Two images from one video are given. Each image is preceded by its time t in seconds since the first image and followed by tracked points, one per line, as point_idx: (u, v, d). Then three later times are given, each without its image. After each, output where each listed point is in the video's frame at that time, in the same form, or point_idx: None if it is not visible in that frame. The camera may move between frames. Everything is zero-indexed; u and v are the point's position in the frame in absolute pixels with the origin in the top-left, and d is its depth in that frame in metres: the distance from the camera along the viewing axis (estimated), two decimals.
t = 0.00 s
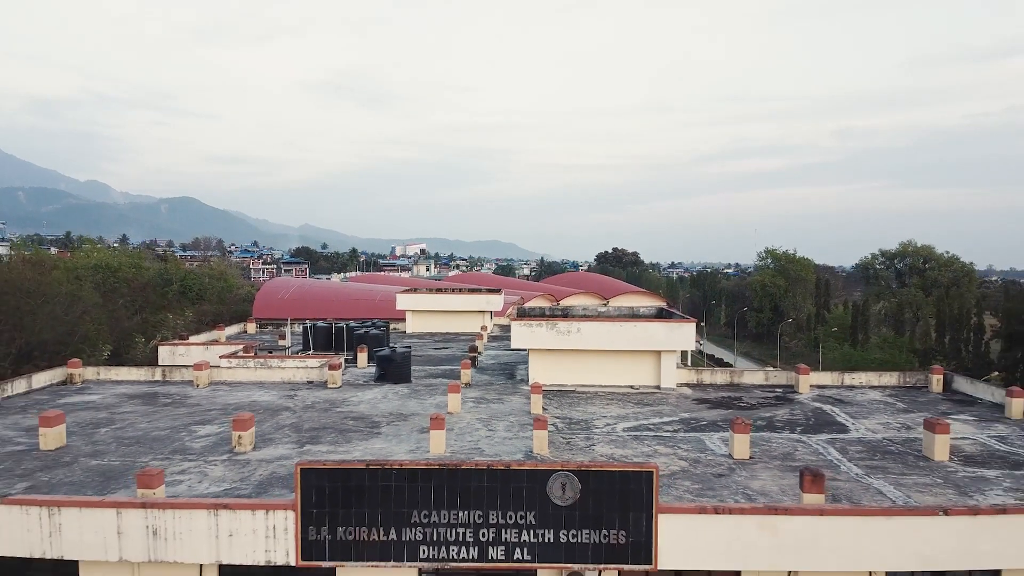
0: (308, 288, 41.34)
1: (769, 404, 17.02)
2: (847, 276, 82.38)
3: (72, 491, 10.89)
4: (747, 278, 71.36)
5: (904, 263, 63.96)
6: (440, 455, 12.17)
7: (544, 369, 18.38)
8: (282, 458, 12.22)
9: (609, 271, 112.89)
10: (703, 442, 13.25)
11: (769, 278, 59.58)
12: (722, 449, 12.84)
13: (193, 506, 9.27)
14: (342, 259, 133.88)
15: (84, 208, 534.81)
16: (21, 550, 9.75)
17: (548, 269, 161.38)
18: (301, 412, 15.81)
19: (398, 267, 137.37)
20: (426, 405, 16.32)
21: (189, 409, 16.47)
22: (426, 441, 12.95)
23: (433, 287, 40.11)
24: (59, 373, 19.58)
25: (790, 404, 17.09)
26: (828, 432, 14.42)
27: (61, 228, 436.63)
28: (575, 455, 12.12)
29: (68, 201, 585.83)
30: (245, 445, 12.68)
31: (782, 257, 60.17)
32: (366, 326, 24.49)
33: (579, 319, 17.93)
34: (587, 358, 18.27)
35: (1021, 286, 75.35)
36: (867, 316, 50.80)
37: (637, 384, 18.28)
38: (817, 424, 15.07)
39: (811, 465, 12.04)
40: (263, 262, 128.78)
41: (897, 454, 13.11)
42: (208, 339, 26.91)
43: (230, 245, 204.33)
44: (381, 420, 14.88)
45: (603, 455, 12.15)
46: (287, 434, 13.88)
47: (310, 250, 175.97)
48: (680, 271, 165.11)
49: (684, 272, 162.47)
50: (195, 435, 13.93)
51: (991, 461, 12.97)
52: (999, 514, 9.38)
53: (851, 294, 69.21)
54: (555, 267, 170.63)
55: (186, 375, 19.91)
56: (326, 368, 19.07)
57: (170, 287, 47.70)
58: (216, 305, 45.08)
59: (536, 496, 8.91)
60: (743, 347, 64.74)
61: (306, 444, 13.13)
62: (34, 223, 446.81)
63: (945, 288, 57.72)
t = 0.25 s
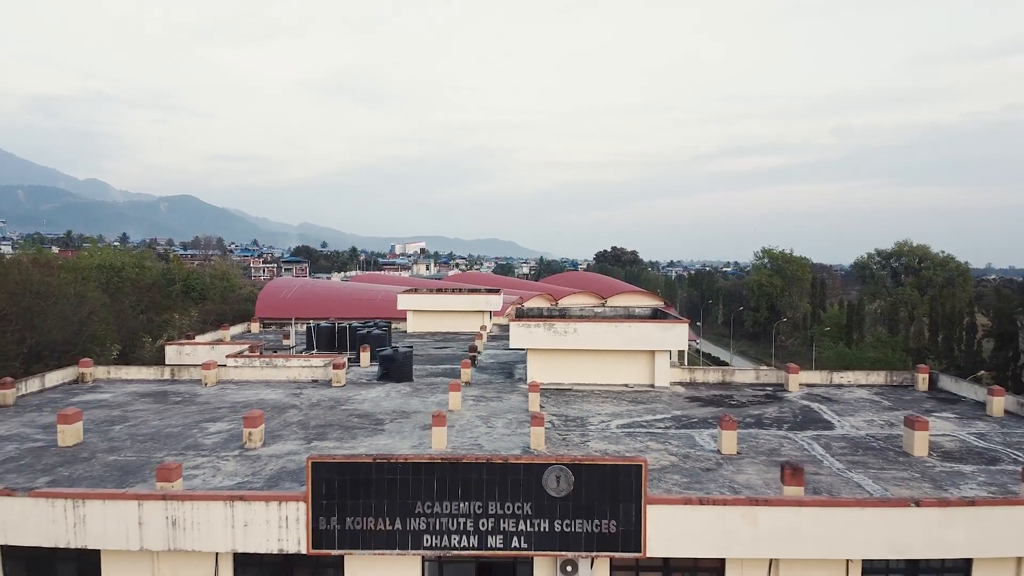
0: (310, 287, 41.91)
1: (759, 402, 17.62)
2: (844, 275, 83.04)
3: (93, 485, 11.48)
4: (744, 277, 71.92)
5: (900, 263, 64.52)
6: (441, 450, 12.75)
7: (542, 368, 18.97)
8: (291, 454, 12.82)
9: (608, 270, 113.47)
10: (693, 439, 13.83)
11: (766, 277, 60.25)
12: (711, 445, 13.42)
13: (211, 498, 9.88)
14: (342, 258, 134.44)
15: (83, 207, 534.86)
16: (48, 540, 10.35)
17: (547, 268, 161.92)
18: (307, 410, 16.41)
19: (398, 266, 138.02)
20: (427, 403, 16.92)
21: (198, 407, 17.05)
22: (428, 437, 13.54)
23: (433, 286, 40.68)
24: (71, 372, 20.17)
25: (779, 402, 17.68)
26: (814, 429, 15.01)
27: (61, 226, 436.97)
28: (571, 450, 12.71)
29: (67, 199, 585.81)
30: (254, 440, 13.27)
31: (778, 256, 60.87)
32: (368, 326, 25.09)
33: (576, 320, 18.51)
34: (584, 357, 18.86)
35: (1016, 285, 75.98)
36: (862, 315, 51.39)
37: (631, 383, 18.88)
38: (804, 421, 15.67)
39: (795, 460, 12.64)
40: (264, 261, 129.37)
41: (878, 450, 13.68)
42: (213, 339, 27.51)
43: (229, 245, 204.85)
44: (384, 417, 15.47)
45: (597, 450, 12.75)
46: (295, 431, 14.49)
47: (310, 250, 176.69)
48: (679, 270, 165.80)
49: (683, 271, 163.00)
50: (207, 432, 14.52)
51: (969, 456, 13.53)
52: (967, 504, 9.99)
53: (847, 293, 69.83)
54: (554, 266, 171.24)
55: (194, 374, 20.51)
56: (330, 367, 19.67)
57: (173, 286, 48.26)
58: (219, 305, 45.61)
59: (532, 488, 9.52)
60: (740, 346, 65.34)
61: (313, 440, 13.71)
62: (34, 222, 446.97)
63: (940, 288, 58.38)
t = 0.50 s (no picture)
0: (312, 285, 42.46)
1: (749, 397, 18.21)
2: (841, 272, 83.64)
3: (112, 476, 12.06)
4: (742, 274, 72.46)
5: (896, 260, 65.05)
6: (443, 443, 13.32)
7: (540, 365, 19.56)
8: (299, 447, 13.42)
9: (607, 266, 114.08)
10: (683, 432, 14.43)
11: (763, 274, 60.89)
12: (701, 439, 14.02)
13: (225, 488, 10.47)
14: (342, 255, 134.92)
15: (83, 203, 535.05)
16: (71, 529, 10.93)
17: (547, 264, 162.40)
18: (313, 405, 17.01)
19: (398, 262, 138.56)
20: (429, 399, 17.51)
21: (207, 403, 17.66)
22: (430, 431, 14.14)
23: (434, 284, 41.26)
24: (82, 369, 20.77)
25: (769, 397, 18.28)
26: (801, 423, 15.60)
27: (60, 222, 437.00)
28: (567, 443, 13.30)
29: (67, 195, 585.74)
30: (264, 434, 13.87)
31: (775, 254, 61.56)
32: (370, 324, 25.67)
33: (573, 318, 19.09)
34: (580, 354, 19.44)
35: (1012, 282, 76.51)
36: (858, 312, 51.95)
37: (627, 379, 19.48)
38: (792, 416, 16.27)
39: (780, 452, 13.25)
40: (264, 257, 129.86)
41: (861, 443, 14.27)
42: (219, 336, 28.10)
43: (230, 241, 205.35)
44: (387, 412, 16.06)
45: (592, 443, 13.34)
46: (302, 425, 15.08)
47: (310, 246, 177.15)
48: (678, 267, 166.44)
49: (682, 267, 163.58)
50: (217, 426, 15.12)
51: (947, 449, 14.11)
52: (939, 494, 10.60)
53: (844, 290, 70.40)
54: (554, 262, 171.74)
55: (202, 370, 21.11)
56: (335, 363, 20.27)
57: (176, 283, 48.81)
58: (222, 302, 46.18)
59: (529, 478, 10.15)
60: (737, 342, 65.96)
61: (320, 434, 14.31)
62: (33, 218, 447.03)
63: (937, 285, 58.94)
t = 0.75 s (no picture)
0: (314, 281, 43.03)
1: (740, 392, 18.81)
2: (838, 269, 84.45)
3: (130, 467, 12.67)
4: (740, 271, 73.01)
5: (892, 256, 65.62)
6: (444, 437, 13.88)
7: (538, 361, 20.15)
8: (307, 439, 14.03)
9: (606, 262, 114.59)
10: (675, 426, 15.04)
11: (760, 271, 61.82)
12: (691, 432, 14.63)
13: (239, 479, 11.08)
14: (342, 250, 135.47)
15: (82, 198, 535.01)
16: (93, 517, 11.53)
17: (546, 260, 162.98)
18: (319, 400, 17.61)
19: (398, 258, 139.19)
20: (431, 394, 18.12)
21: (216, 398, 18.26)
22: (432, 425, 14.74)
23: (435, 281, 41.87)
24: (92, 365, 21.35)
25: (759, 392, 18.88)
26: (789, 418, 16.20)
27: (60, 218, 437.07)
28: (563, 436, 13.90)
29: (66, 191, 585.38)
30: (272, 428, 14.47)
31: (772, 251, 62.54)
32: (373, 321, 26.25)
33: (570, 316, 19.67)
34: (577, 351, 20.03)
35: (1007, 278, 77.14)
36: (853, 309, 52.58)
37: (622, 375, 20.08)
38: (781, 411, 16.87)
39: (767, 445, 13.87)
40: (265, 253, 130.44)
41: (845, 436, 14.87)
42: (224, 333, 28.69)
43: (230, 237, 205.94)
44: (390, 407, 16.66)
45: (587, 436, 13.95)
46: (309, 419, 15.68)
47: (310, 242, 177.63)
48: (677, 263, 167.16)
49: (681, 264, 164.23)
50: (227, 421, 15.72)
51: (927, 442, 14.72)
52: (915, 484, 11.22)
53: (841, 286, 71.08)
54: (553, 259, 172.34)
55: (210, 366, 21.70)
56: (338, 360, 20.86)
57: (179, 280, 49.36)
58: (225, 299, 46.75)
59: (526, 469, 10.78)
60: (734, 339, 66.58)
61: (326, 428, 14.92)
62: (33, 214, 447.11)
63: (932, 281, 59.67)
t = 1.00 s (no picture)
0: (315, 278, 43.56)
1: (732, 388, 19.42)
2: (835, 265, 85.06)
3: (146, 459, 13.27)
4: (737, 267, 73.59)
5: (888, 253, 66.19)
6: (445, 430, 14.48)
7: (536, 358, 20.73)
8: (313, 433, 14.63)
9: (604, 258, 115.07)
10: (667, 420, 15.64)
11: (758, 267, 62.38)
12: (683, 425, 15.23)
13: (251, 470, 11.68)
14: (342, 247, 135.97)
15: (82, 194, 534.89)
16: (112, 507, 12.13)
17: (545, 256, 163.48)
18: (324, 395, 18.21)
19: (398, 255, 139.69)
20: (432, 390, 18.72)
21: (224, 393, 18.85)
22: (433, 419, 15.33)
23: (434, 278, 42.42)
24: (102, 362, 21.94)
25: (750, 388, 19.49)
26: (777, 412, 16.80)
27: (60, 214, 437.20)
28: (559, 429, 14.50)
29: (66, 187, 585.32)
30: (280, 422, 15.06)
31: (769, 248, 63.23)
32: (374, 318, 26.83)
33: (568, 314, 20.24)
34: (574, 347, 20.62)
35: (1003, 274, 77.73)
36: (849, 305, 53.18)
37: (617, 371, 20.68)
38: (770, 405, 17.47)
39: (754, 438, 14.49)
40: (265, 250, 130.98)
41: (831, 430, 15.47)
42: (228, 330, 29.27)
43: (230, 234, 206.51)
44: (393, 402, 17.26)
45: (582, 430, 14.54)
46: (315, 414, 16.29)
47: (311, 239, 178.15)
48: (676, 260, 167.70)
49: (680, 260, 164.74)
50: (236, 415, 16.32)
51: (910, 435, 15.31)
52: (892, 475, 11.82)
53: (837, 283, 71.58)
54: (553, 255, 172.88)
55: (217, 363, 22.29)
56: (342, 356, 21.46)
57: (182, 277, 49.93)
58: (228, 296, 47.34)
59: (523, 460, 11.40)
60: (732, 335, 67.18)
61: (332, 422, 15.52)
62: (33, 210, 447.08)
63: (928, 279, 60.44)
